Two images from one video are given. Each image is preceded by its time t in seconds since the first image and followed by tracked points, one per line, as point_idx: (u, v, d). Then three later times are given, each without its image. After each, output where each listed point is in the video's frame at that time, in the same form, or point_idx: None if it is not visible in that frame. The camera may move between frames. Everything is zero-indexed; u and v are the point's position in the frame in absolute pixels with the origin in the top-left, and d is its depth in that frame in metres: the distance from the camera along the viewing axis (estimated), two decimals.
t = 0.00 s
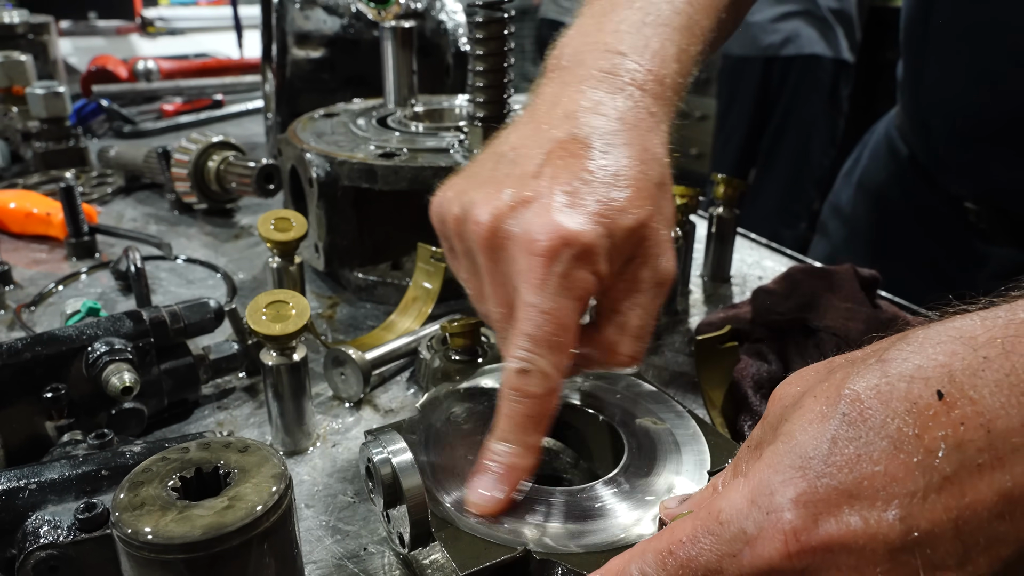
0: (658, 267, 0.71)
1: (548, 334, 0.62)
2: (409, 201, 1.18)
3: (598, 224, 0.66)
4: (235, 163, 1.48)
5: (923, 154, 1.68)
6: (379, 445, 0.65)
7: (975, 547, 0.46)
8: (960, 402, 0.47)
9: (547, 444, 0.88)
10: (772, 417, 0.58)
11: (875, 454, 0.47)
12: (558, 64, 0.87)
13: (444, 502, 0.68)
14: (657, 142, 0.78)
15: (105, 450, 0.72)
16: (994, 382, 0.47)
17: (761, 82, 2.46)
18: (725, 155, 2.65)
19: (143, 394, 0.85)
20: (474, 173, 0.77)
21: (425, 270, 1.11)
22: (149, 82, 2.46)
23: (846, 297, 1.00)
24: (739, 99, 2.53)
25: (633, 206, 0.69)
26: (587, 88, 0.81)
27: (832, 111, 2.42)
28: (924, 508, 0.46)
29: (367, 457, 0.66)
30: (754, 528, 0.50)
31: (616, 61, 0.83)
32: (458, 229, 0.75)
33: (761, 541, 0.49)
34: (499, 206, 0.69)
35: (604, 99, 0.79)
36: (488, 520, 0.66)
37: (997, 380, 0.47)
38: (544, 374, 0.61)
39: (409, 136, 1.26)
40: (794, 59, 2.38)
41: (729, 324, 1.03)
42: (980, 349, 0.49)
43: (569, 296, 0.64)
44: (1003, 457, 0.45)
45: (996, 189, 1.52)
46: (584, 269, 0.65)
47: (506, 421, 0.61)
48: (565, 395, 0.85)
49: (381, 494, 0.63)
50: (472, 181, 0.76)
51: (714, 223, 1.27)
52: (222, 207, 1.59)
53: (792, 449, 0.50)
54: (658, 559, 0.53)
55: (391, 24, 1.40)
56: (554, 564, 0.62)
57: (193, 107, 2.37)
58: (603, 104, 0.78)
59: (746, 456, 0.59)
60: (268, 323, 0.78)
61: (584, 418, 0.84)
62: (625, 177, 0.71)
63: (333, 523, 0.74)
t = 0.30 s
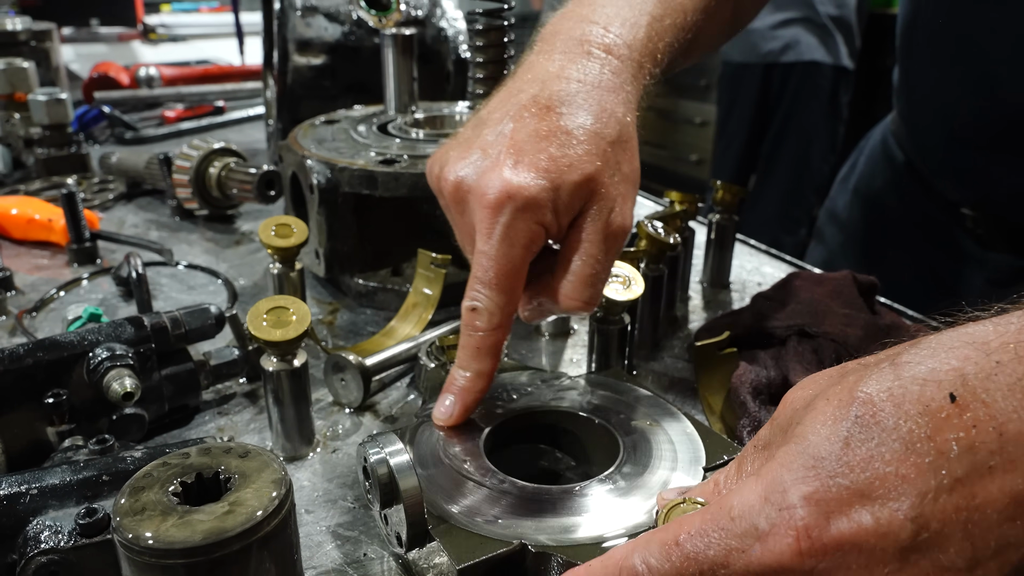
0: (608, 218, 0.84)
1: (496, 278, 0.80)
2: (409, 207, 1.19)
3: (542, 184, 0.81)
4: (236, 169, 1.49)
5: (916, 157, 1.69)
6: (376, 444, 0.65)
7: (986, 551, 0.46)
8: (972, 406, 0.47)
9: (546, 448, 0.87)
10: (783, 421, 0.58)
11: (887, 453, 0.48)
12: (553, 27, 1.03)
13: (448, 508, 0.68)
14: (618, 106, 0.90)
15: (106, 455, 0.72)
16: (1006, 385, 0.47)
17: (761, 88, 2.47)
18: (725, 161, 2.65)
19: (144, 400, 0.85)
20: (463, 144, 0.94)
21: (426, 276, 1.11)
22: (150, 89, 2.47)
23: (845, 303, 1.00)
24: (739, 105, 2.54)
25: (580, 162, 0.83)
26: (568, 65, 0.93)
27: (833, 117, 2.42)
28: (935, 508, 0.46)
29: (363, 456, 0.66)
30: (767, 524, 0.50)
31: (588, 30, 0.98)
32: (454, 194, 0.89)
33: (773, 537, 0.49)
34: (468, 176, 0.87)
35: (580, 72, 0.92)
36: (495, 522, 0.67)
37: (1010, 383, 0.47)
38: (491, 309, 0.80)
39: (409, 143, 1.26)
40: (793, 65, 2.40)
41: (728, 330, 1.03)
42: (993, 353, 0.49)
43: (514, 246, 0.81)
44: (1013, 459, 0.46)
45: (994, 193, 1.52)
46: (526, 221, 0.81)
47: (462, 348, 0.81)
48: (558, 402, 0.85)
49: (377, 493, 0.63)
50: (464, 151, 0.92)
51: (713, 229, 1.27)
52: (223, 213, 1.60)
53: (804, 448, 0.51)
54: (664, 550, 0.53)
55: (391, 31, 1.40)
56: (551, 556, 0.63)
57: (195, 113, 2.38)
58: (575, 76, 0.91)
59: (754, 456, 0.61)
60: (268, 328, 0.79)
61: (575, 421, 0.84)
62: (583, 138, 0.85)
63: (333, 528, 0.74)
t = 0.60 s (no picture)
0: (644, 253, 0.77)
1: (541, 326, 0.69)
2: (410, 215, 1.18)
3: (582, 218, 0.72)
4: (238, 175, 1.49)
5: (921, 165, 1.69)
6: (378, 451, 0.65)
7: (1004, 561, 0.46)
8: (995, 417, 0.46)
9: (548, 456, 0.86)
10: (801, 425, 0.58)
11: (905, 463, 0.48)
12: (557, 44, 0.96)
13: (454, 515, 0.68)
14: (639, 135, 0.83)
15: (108, 463, 0.72)
16: None
17: (761, 94, 2.48)
18: (726, 167, 2.65)
19: (145, 407, 0.85)
20: (464, 184, 0.84)
21: (427, 284, 1.11)
22: (151, 95, 2.47)
23: (849, 310, 1.00)
24: (739, 110, 2.54)
25: (617, 196, 0.75)
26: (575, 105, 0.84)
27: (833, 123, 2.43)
28: (952, 518, 0.46)
29: (364, 463, 0.65)
30: (783, 529, 0.50)
31: (599, 57, 0.90)
32: (452, 234, 0.82)
33: (788, 541, 0.50)
34: (488, 214, 0.76)
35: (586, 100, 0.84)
36: (499, 525, 0.67)
37: None
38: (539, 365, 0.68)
39: (411, 149, 1.26)
40: (794, 71, 2.40)
41: (731, 337, 1.02)
42: (1017, 363, 0.48)
43: (555, 289, 0.70)
44: None
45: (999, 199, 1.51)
46: (569, 259, 0.71)
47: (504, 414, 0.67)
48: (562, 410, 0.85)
49: (378, 500, 0.63)
50: (465, 191, 0.82)
51: (716, 235, 1.27)
52: (224, 220, 1.60)
53: (822, 455, 0.51)
54: (679, 554, 0.52)
55: (392, 37, 1.40)
56: (553, 560, 0.62)
57: (196, 119, 2.38)
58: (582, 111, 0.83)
59: (773, 462, 0.60)
60: (271, 336, 0.78)
61: (578, 426, 0.84)
62: (611, 168, 0.77)
63: (336, 537, 0.74)
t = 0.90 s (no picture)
0: (770, 242, 0.88)
1: (706, 312, 0.76)
2: (406, 221, 1.20)
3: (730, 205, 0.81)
4: (236, 182, 1.49)
5: (917, 172, 1.70)
6: (373, 462, 0.65)
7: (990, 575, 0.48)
8: (982, 437, 0.48)
9: (543, 464, 0.87)
10: (790, 442, 0.58)
11: (894, 482, 0.48)
12: (641, 46, 1.05)
13: (446, 525, 0.68)
14: (752, 124, 0.93)
15: (104, 471, 0.72)
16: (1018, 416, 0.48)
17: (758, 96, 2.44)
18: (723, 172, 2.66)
19: (142, 415, 0.85)
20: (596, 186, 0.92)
21: (423, 291, 1.11)
22: (150, 101, 2.48)
23: (841, 318, 1.01)
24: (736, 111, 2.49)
25: (756, 186, 0.85)
26: (680, 109, 0.92)
27: (831, 128, 2.44)
28: (941, 536, 0.47)
29: (360, 474, 0.66)
30: (774, 549, 0.50)
31: (704, 45, 0.99)
32: (591, 225, 0.92)
33: (779, 562, 0.49)
34: (647, 211, 0.84)
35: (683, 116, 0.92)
36: (490, 538, 0.67)
37: (1019, 415, 0.48)
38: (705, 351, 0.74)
39: (408, 156, 1.27)
40: (792, 75, 2.39)
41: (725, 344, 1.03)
42: (1002, 382, 0.49)
43: (715, 278, 0.78)
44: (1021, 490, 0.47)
45: (993, 206, 1.52)
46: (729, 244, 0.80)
47: (672, 401, 0.72)
48: (557, 416, 0.86)
49: (374, 511, 0.63)
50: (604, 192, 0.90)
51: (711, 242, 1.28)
52: (222, 226, 1.61)
53: (812, 474, 0.51)
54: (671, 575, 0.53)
55: (389, 45, 1.42)
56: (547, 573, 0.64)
57: (195, 125, 2.39)
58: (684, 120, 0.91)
59: (765, 479, 0.60)
60: (267, 344, 0.79)
61: (572, 433, 0.85)
62: (739, 160, 0.87)
63: (332, 544, 0.74)
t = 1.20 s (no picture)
0: (754, 218, 0.93)
1: (693, 287, 0.82)
2: (401, 225, 1.21)
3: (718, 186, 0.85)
4: (232, 186, 1.50)
5: (910, 175, 1.71)
6: (363, 465, 0.66)
7: None
8: (962, 446, 0.47)
9: (535, 467, 0.88)
10: (776, 449, 0.58)
11: (877, 489, 0.48)
12: (634, 36, 1.08)
13: (436, 527, 0.69)
14: (740, 104, 0.96)
15: (98, 474, 0.73)
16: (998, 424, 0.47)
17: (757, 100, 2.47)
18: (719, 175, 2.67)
19: (137, 418, 0.86)
20: (592, 165, 0.95)
21: (417, 295, 1.12)
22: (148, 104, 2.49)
23: (831, 322, 1.02)
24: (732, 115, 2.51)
25: (740, 167, 0.89)
26: (671, 93, 0.95)
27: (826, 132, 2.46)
28: (923, 545, 0.47)
29: (349, 478, 0.66)
30: (759, 556, 0.50)
31: (693, 34, 1.02)
32: (582, 202, 0.96)
33: (764, 569, 0.49)
34: (641, 189, 0.88)
35: (677, 96, 0.94)
36: (480, 541, 0.68)
37: (999, 423, 0.47)
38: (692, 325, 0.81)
39: (403, 161, 1.28)
40: (789, 79, 2.40)
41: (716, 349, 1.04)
42: (982, 392, 0.48)
43: (700, 256, 0.83)
44: (1000, 498, 0.46)
45: (987, 211, 1.53)
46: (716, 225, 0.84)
47: (660, 369, 0.80)
48: (548, 419, 0.87)
49: (363, 514, 0.64)
50: (599, 172, 0.93)
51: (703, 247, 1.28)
52: (218, 230, 1.61)
53: (797, 481, 0.51)
54: None
55: (385, 50, 1.43)
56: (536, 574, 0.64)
57: (192, 129, 2.40)
58: (676, 102, 0.93)
59: (750, 483, 0.61)
60: (260, 348, 0.80)
61: (563, 437, 0.85)
62: (724, 141, 0.90)
63: (323, 547, 0.75)
